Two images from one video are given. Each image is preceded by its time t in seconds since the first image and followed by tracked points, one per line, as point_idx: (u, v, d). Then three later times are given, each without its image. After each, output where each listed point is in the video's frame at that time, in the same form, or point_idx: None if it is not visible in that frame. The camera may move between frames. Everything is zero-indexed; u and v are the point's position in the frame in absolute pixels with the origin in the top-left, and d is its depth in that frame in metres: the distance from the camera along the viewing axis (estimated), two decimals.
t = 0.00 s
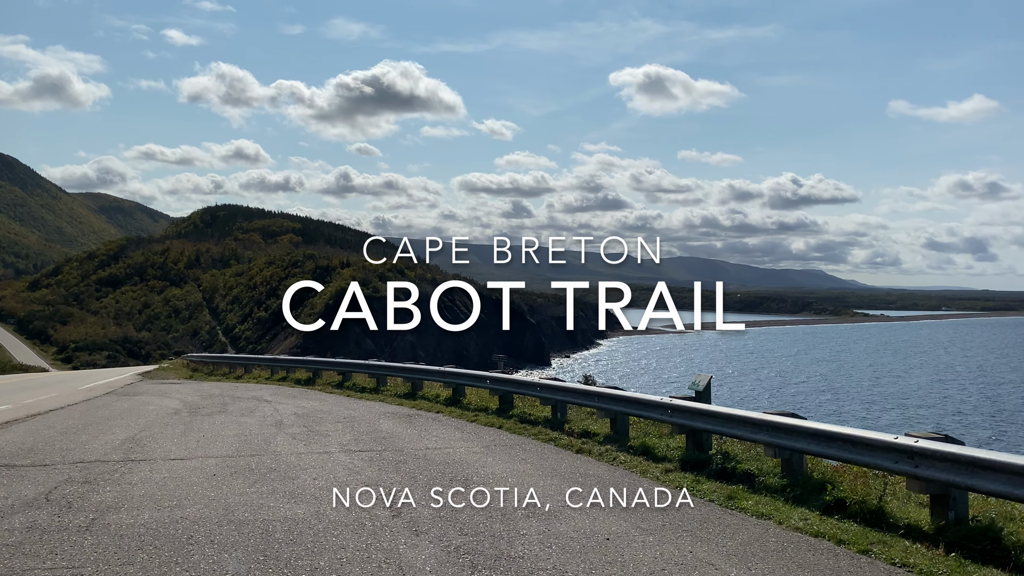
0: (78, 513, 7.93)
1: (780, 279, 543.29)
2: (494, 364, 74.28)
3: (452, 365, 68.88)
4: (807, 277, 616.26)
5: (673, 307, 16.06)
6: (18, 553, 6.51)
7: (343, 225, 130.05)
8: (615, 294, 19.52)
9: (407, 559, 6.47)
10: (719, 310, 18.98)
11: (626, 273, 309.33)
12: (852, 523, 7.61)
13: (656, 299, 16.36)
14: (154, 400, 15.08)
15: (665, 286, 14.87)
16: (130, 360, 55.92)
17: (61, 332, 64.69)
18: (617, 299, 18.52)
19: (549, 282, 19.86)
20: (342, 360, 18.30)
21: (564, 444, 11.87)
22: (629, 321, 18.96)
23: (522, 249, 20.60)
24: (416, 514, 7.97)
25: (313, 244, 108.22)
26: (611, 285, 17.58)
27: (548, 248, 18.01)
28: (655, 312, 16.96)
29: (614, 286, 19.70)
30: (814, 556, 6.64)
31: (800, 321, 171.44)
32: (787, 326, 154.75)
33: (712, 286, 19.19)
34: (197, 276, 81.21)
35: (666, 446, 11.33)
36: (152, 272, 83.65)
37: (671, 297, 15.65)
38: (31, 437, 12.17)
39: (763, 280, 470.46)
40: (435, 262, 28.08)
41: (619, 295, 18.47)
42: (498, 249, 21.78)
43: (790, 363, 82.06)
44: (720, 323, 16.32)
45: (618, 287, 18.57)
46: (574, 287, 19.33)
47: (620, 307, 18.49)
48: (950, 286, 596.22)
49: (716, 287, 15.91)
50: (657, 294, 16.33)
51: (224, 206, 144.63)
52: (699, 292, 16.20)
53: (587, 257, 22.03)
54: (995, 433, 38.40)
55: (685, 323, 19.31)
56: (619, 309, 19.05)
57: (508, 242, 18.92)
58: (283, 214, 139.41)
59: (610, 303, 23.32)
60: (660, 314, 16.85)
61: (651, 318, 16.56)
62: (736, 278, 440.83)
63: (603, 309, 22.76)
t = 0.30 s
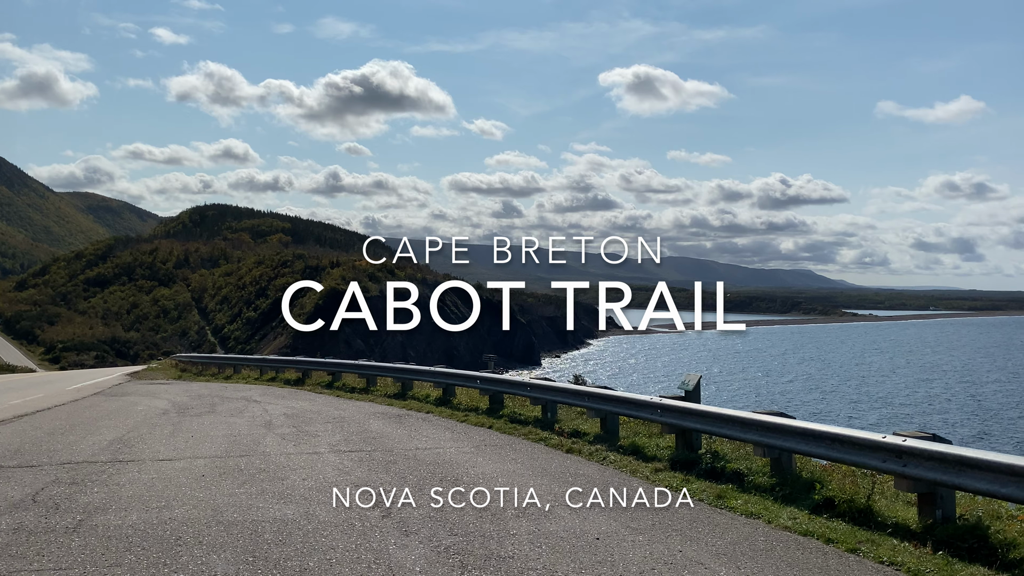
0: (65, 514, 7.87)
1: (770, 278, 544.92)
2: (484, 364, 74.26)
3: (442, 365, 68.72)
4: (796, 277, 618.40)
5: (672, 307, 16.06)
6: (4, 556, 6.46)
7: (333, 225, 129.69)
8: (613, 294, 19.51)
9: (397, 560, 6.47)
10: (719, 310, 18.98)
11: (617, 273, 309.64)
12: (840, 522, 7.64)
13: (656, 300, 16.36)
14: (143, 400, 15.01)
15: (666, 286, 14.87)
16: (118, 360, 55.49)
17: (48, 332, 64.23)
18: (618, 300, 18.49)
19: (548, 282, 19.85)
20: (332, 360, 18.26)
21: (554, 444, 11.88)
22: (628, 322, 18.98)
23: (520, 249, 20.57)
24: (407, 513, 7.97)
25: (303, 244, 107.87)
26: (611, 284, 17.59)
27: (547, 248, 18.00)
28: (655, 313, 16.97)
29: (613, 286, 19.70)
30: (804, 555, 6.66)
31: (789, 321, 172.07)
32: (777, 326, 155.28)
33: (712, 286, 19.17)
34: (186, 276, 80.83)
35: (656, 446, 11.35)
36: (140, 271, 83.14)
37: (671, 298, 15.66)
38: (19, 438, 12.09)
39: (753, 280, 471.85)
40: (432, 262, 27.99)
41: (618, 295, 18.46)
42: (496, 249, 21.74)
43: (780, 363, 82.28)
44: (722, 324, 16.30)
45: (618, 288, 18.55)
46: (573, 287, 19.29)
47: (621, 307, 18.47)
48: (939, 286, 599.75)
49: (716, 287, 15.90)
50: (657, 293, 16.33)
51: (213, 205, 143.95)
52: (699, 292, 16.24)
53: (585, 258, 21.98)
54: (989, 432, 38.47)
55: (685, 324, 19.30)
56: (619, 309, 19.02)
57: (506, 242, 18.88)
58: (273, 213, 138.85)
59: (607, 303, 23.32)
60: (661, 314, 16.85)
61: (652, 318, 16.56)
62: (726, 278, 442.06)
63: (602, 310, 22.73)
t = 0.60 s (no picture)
0: (52, 516, 7.83)
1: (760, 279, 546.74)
2: (475, 364, 74.24)
3: (431, 365, 68.65)
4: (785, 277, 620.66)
5: (672, 307, 16.09)
6: None
7: (322, 225, 129.36)
8: (613, 294, 19.51)
9: (386, 560, 6.46)
10: (719, 310, 19.01)
11: (607, 274, 309.97)
12: (828, 521, 7.68)
13: (657, 300, 16.38)
14: (131, 401, 14.93)
15: (667, 285, 14.90)
16: (106, 361, 54.90)
17: (35, 332, 63.70)
18: (619, 300, 18.48)
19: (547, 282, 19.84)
20: (321, 360, 18.23)
21: (544, 444, 11.89)
22: (628, 322, 19.01)
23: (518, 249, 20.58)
24: (397, 513, 7.96)
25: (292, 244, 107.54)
26: (610, 284, 17.63)
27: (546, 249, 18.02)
28: (656, 313, 17.00)
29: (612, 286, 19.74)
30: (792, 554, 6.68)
31: (777, 321, 172.85)
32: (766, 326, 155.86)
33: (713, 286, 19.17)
34: (174, 276, 80.44)
35: (645, 446, 11.36)
36: (128, 272, 82.65)
37: (671, 298, 15.69)
38: (5, 439, 12.01)
39: (743, 280, 473.36)
40: (429, 262, 27.96)
41: (618, 295, 18.48)
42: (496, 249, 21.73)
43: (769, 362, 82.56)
44: (722, 324, 16.34)
45: (619, 288, 18.56)
46: (572, 288, 19.31)
47: (621, 307, 18.49)
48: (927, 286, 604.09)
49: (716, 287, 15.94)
50: (657, 293, 16.35)
51: (202, 205, 143.26)
52: (698, 292, 16.28)
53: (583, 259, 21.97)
54: (980, 431, 38.59)
55: (684, 323, 19.35)
56: (620, 310, 19.01)
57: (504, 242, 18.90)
58: (262, 213, 138.27)
59: (606, 304, 23.37)
60: (662, 314, 16.88)
61: (652, 318, 16.59)
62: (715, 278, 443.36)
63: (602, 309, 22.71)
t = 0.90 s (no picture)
0: (38, 516, 7.78)
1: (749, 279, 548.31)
2: (464, 364, 74.19)
3: (421, 365, 68.52)
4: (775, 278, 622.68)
5: (672, 306, 16.18)
6: None
7: (311, 225, 128.98)
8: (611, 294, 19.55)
9: (375, 560, 6.45)
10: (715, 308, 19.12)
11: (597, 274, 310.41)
12: (816, 520, 7.72)
13: (658, 299, 16.45)
14: (118, 401, 14.85)
15: (668, 285, 15.00)
16: (93, 361, 54.25)
17: (21, 333, 63.12)
18: (618, 300, 18.57)
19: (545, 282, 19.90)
20: (309, 360, 18.19)
21: (533, 443, 11.89)
22: (627, 322, 19.11)
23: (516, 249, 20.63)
24: (388, 514, 7.95)
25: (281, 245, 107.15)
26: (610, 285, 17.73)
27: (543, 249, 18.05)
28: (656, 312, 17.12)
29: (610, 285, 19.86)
30: (780, 552, 6.72)
31: (765, 321, 173.63)
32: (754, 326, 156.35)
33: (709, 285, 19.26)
34: (162, 276, 79.97)
35: (634, 445, 11.37)
36: (115, 272, 82.09)
37: (671, 298, 15.79)
38: None
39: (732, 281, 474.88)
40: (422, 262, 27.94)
41: (617, 295, 18.57)
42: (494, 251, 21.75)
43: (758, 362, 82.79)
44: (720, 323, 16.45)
45: (619, 287, 18.62)
46: (571, 287, 19.42)
47: (621, 307, 18.54)
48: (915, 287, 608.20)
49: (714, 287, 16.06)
50: (659, 294, 16.44)
51: (190, 204, 142.48)
52: (697, 292, 16.38)
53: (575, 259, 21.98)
54: (967, 431, 38.82)
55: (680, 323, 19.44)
56: (619, 308, 19.04)
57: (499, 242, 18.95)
58: (250, 213, 137.60)
59: (601, 304, 23.45)
60: (661, 313, 16.98)
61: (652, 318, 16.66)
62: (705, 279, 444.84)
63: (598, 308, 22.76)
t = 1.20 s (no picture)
0: (23, 518, 7.72)
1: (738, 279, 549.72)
2: (454, 363, 74.15)
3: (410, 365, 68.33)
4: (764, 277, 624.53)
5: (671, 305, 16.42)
6: None
7: (300, 225, 128.55)
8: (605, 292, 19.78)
9: (363, 561, 6.44)
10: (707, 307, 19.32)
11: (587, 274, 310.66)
12: (803, 519, 7.75)
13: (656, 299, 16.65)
14: (104, 402, 14.75)
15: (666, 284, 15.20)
16: (80, 361, 53.62)
17: (6, 333, 62.47)
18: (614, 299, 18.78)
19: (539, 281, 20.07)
20: (297, 360, 18.13)
21: (522, 443, 11.90)
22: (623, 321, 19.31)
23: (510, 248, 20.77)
24: (377, 513, 7.94)
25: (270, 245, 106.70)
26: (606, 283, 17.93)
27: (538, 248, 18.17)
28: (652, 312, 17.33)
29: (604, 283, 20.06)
30: (767, 551, 6.75)
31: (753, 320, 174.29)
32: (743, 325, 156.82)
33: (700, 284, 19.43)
34: (150, 276, 79.46)
35: (623, 445, 11.39)
36: (101, 271, 81.47)
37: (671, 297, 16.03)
38: None
39: (721, 281, 476.24)
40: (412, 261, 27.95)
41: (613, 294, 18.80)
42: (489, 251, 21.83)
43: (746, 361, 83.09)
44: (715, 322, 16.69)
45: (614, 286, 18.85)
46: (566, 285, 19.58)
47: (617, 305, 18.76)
48: (903, 287, 611.73)
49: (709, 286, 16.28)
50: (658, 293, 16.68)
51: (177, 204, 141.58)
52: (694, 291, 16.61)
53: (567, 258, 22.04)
54: (951, 429, 39.14)
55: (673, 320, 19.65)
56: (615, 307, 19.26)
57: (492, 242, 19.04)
58: (238, 212, 136.92)
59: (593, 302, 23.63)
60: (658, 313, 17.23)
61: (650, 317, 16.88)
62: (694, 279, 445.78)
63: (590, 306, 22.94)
